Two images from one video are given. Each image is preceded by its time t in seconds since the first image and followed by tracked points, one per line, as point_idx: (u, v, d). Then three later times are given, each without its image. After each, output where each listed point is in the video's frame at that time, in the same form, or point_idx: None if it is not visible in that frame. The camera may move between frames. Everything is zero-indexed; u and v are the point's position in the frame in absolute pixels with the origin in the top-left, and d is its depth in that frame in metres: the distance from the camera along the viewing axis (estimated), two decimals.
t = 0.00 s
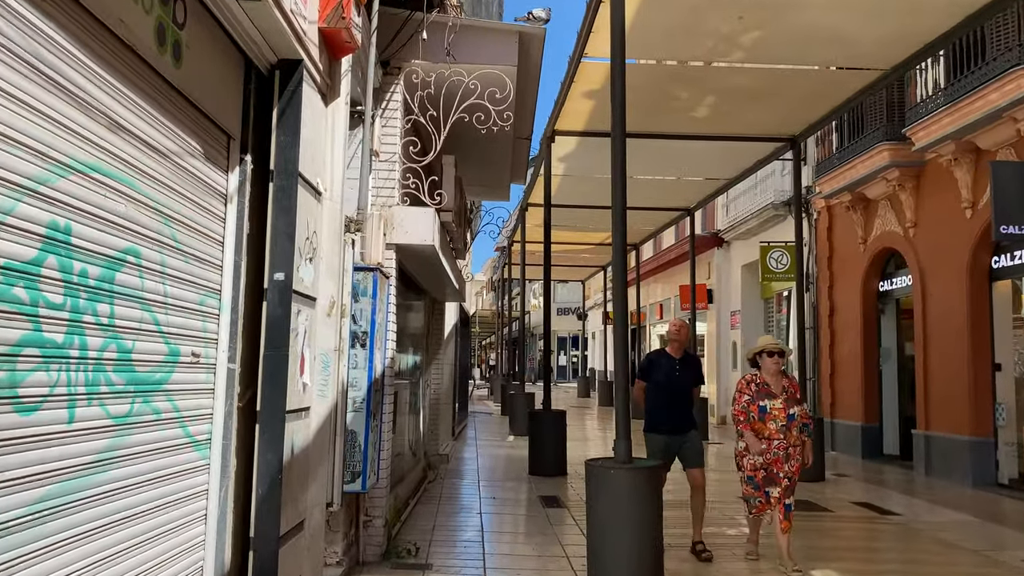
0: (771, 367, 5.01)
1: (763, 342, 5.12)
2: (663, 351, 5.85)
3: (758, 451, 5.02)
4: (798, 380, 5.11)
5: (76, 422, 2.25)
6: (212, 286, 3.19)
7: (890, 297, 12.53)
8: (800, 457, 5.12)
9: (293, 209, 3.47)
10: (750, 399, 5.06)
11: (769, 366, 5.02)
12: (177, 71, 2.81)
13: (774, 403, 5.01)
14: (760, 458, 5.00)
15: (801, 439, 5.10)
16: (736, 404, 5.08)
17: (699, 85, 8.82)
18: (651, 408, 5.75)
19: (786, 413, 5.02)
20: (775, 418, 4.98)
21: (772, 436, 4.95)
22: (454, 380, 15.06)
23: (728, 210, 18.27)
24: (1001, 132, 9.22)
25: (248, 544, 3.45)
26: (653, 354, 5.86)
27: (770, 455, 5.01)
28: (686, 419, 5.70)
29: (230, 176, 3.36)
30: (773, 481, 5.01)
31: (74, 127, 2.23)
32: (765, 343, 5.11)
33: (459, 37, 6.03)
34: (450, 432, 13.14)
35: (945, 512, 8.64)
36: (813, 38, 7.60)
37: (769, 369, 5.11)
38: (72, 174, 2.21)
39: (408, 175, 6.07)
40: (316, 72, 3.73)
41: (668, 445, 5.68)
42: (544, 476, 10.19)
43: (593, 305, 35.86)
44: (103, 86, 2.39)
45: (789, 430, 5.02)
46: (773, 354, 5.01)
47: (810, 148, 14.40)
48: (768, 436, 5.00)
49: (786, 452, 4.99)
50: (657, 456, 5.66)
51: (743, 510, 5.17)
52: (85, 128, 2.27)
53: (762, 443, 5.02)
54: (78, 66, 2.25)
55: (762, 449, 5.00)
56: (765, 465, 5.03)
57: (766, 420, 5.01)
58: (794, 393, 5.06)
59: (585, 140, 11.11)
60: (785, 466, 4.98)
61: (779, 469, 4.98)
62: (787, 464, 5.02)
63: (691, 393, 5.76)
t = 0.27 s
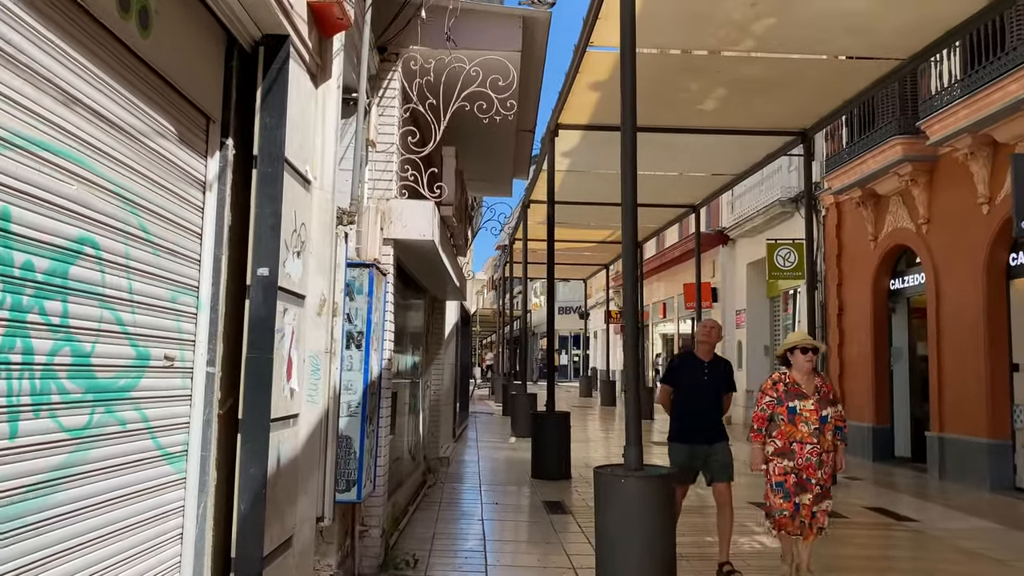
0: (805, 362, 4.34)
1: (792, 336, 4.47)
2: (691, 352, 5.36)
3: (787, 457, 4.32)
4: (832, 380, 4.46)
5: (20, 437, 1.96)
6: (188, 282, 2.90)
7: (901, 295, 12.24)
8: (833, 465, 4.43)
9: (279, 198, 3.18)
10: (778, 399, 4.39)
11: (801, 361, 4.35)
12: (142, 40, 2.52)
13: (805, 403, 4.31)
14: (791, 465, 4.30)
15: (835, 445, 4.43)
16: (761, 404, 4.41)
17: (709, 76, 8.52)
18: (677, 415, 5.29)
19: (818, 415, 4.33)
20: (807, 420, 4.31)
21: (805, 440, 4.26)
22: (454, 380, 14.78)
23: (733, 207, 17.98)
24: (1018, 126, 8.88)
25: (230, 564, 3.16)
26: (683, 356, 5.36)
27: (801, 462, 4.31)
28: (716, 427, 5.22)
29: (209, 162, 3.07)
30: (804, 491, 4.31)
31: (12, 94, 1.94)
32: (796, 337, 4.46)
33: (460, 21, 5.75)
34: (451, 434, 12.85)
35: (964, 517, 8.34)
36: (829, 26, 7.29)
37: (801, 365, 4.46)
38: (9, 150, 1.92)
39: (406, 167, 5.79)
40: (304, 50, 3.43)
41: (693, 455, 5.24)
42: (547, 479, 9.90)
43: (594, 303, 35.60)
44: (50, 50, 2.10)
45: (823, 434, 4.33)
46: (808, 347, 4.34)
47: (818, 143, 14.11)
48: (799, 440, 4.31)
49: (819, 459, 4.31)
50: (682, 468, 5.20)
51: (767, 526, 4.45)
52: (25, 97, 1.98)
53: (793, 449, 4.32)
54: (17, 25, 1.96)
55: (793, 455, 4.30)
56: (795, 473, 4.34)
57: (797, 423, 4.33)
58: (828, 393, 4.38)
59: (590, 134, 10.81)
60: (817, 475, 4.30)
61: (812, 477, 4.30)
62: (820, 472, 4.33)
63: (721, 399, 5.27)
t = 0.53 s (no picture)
0: (841, 361, 3.92)
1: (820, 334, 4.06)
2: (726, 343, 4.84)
3: (826, 469, 3.78)
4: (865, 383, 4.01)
5: None
6: (165, 264, 2.59)
7: (916, 290, 11.93)
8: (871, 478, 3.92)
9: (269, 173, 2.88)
10: (810, 404, 3.88)
11: (838, 359, 3.93)
12: None
13: (841, 406, 3.83)
14: (832, 478, 3.76)
15: (873, 453, 3.95)
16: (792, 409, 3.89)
17: (721, 61, 8.20)
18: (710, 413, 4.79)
19: (856, 421, 3.84)
20: (845, 426, 3.81)
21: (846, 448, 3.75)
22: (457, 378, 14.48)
23: (740, 201, 17.69)
24: None
25: None
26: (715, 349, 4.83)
27: (841, 474, 3.77)
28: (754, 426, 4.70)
29: (190, 132, 2.76)
30: (846, 508, 3.77)
31: None
32: (825, 334, 4.04)
33: None
34: (453, 433, 12.54)
35: (986, 520, 8.03)
36: (850, 7, 6.97)
37: (832, 365, 3.97)
38: None
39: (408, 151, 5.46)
40: (296, 11, 3.13)
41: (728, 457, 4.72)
42: (554, 480, 9.61)
43: (597, 301, 35.33)
44: None
45: (862, 443, 3.83)
46: (845, 345, 3.94)
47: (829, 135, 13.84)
48: (838, 449, 3.78)
49: (860, 470, 3.80)
50: (717, 472, 4.69)
51: (801, 550, 3.86)
52: None
53: (833, 459, 3.79)
54: None
55: (834, 467, 3.76)
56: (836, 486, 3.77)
57: (834, 430, 3.81)
58: (864, 397, 3.91)
59: (597, 124, 10.50)
60: (858, 487, 3.80)
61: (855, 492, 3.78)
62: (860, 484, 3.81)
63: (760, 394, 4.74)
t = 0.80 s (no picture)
0: (883, 360, 3.62)
1: (857, 330, 3.76)
2: (754, 349, 4.38)
3: (862, 482, 3.49)
4: (906, 383, 3.72)
5: None
6: (132, 262, 2.30)
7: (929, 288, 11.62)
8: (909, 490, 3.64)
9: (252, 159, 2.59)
10: (847, 409, 3.57)
11: (880, 358, 3.63)
12: None
13: (881, 413, 3.54)
14: (868, 493, 3.47)
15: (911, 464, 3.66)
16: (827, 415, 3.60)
17: (732, 51, 7.90)
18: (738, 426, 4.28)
19: (896, 428, 3.55)
20: (884, 435, 3.52)
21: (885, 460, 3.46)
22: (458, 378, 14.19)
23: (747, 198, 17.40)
24: None
25: None
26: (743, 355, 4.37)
27: (878, 487, 3.49)
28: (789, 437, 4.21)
29: (164, 113, 2.46)
30: (883, 524, 3.48)
31: None
32: (863, 331, 3.74)
33: None
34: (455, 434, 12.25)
35: (1007, 527, 7.73)
36: None
37: (872, 366, 3.66)
38: None
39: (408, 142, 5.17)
40: None
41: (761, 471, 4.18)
42: (558, 484, 9.31)
43: (599, 299, 35.01)
44: None
45: (902, 453, 3.54)
46: (887, 343, 3.64)
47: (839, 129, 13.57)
48: (876, 460, 3.49)
49: (900, 483, 3.51)
50: (747, 490, 4.17)
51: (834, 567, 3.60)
52: None
53: (869, 471, 3.50)
54: None
55: (870, 480, 3.47)
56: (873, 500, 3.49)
57: (872, 438, 3.52)
58: (904, 402, 3.63)
59: (603, 117, 10.19)
60: (897, 502, 3.50)
61: (894, 507, 3.48)
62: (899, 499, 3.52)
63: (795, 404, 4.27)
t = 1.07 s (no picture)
0: (932, 356, 3.34)
1: (901, 323, 3.47)
2: (772, 340, 4.10)
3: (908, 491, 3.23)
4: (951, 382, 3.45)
5: None
6: (79, 234, 2.03)
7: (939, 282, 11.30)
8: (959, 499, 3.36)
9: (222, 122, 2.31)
10: (894, 410, 3.28)
11: (930, 353, 3.34)
12: None
13: (930, 416, 3.26)
14: (915, 504, 3.20)
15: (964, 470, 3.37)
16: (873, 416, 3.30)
17: (740, 34, 7.62)
18: (758, 425, 4.00)
19: (947, 432, 3.27)
20: (934, 439, 3.25)
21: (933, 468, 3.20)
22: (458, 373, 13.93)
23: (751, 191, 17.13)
24: None
25: None
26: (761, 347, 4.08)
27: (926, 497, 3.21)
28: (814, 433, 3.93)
29: (119, 70, 2.19)
30: (926, 538, 3.23)
31: None
32: (907, 322, 3.46)
33: None
34: (454, 432, 11.99)
35: None
36: None
37: (920, 362, 3.37)
38: None
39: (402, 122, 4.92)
40: None
41: (785, 477, 3.89)
42: (560, 483, 9.04)
43: (601, 296, 34.73)
44: None
45: (953, 459, 3.26)
46: (935, 337, 3.37)
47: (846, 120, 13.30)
48: (924, 469, 3.22)
49: (951, 493, 3.23)
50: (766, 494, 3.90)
51: None
52: None
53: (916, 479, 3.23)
54: None
55: (919, 489, 3.20)
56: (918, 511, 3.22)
57: (920, 443, 3.24)
58: (953, 402, 3.35)
59: (605, 105, 9.92)
60: (947, 514, 3.22)
61: (940, 520, 3.21)
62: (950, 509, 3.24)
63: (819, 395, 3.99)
